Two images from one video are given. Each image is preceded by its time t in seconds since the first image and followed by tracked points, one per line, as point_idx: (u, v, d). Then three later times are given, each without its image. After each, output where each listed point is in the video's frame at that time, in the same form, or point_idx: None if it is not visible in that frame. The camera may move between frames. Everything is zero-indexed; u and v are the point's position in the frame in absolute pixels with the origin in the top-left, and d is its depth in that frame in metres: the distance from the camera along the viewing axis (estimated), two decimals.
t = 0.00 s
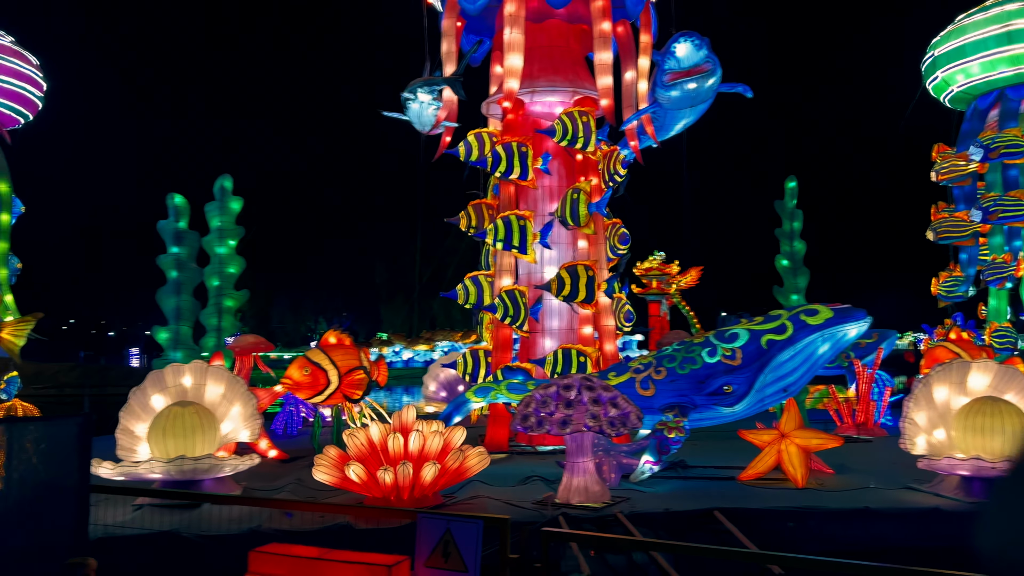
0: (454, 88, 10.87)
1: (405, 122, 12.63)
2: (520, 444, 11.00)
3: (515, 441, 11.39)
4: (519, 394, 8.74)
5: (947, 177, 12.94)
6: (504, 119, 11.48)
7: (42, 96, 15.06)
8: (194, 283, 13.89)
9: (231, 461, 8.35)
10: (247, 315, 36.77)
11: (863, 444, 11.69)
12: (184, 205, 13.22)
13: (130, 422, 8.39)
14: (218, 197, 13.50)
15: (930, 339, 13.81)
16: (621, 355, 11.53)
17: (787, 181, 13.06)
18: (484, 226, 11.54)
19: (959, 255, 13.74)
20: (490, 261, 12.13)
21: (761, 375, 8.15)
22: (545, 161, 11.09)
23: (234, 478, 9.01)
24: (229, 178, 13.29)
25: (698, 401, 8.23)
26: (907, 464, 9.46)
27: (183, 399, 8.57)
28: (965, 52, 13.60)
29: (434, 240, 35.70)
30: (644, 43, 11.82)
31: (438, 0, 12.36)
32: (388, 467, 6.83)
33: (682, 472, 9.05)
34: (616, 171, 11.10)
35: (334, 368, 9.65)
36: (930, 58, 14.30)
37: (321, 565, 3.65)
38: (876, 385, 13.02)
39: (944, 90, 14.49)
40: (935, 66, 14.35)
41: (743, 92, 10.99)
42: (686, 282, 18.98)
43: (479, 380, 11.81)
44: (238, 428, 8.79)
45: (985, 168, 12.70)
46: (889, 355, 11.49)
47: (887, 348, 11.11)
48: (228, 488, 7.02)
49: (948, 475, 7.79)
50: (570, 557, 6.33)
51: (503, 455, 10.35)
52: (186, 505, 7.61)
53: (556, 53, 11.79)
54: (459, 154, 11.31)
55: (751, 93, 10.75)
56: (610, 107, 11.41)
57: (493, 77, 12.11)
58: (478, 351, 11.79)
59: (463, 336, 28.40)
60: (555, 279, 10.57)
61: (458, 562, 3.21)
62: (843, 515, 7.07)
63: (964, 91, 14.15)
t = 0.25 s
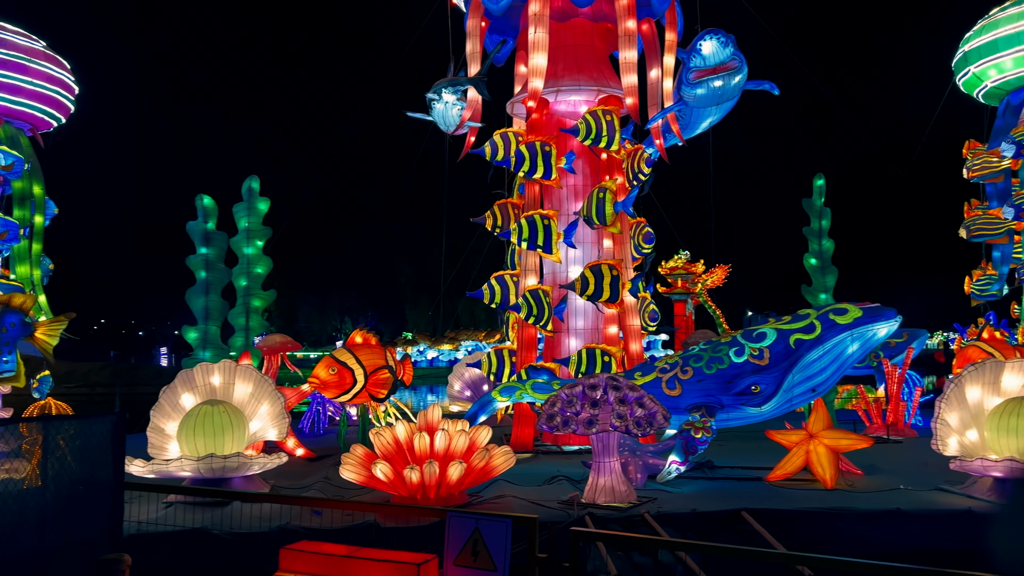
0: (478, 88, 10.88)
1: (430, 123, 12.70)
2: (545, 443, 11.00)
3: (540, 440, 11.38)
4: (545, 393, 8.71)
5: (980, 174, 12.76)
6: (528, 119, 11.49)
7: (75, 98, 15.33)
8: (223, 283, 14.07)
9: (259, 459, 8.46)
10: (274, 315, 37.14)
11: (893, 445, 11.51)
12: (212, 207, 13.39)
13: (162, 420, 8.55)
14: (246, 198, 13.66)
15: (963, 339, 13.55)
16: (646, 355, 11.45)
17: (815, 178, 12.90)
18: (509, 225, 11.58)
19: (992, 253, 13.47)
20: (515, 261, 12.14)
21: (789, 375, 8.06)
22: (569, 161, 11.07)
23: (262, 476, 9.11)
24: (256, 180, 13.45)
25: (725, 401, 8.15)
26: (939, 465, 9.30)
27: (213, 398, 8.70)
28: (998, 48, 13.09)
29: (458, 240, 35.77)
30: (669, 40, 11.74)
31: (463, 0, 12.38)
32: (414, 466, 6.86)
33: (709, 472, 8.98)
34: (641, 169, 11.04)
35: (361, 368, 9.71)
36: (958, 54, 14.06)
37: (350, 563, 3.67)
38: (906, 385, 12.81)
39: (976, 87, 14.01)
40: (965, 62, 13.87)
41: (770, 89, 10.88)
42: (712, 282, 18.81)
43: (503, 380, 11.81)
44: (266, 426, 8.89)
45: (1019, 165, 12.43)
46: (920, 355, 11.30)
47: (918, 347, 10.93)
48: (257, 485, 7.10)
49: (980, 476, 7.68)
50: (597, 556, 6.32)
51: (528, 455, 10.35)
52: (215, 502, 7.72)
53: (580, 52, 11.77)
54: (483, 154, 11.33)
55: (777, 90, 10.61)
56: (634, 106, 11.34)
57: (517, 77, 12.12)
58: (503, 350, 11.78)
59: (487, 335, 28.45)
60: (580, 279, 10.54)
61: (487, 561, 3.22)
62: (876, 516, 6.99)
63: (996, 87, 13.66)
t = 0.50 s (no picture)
0: (503, 88, 10.90)
1: (456, 123, 12.75)
2: (571, 443, 10.98)
3: (566, 440, 11.36)
4: (571, 393, 8.65)
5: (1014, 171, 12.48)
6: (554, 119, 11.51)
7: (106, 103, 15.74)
8: (252, 283, 14.24)
9: (288, 458, 8.57)
10: (302, 315, 37.48)
11: (925, 446, 11.31)
12: (241, 208, 13.57)
13: (192, 418, 8.67)
14: (275, 199, 13.82)
15: (998, 339, 13.26)
16: (673, 354, 11.40)
17: (845, 176, 12.72)
18: (534, 226, 11.58)
19: None
20: (540, 261, 12.14)
21: (819, 375, 7.96)
22: (595, 160, 11.04)
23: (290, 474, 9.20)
24: (284, 181, 13.60)
25: (753, 401, 8.06)
26: (973, 467, 9.12)
27: (242, 396, 8.81)
28: None
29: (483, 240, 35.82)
30: (696, 38, 11.64)
31: (488, 1, 12.40)
32: (441, 465, 6.90)
33: (736, 473, 8.90)
34: (667, 168, 11.03)
35: (388, 367, 9.78)
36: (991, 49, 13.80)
37: (379, 562, 3.70)
38: (938, 385, 12.58)
39: (1009, 82, 13.69)
40: (999, 57, 13.56)
41: (798, 86, 10.74)
42: (739, 281, 18.62)
43: (529, 379, 11.80)
44: (295, 425, 8.99)
45: None
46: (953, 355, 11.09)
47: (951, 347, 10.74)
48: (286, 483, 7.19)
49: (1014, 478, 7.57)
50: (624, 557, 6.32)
51: (554, 455, 10.34)
52: (245, 500, 7.83)
53: (606, 51, 11.72)
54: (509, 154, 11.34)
55: (806, 87, 10.47)
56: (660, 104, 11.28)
57: (542, 76, 12.12)
58: (528, 350, 11.77)
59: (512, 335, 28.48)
60: (606, 278, 10.50)
61: (515, 560, 3.23)
62: (907, 519, 6.89)
63: None
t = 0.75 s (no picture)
0: (521, 88, 10.93)
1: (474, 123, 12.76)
2: (590, 443, 10.96)
3: (584, 440, 11.34)
4: (589, 392, 8.62)
5: None
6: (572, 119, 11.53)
7: (128, 106, 15.81)
8: (271, 283, 14.36)
9: (308, 456, 8.61)
10: (321, 314, 37.68)
11: (949, 447, 11.16)
12: (261, 209, 13.67)
13: (213, 417, 8.73)
14: (294, 200, 13.93)
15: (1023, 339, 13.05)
16: (692, 355, 11.44)
17: (866, 174, 12.59)
18: (551, 225, 11.69)
19: None
20: (558, 260, 12.13)
21: (839, 375, 7.88)
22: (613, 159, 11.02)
23: (310, 473, 9.29)
24: (304, 182, 13.70)
25: (773, 401, 8.00)
26: (997, 468, 8.99)
27: (263, 396, 8.89)
28: None
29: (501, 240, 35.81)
30: (715, 36, 11.58)
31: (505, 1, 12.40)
32: (459, 465, 6.93)
33: (756, 474, 8.83)
34: (686, 167, 10.94)
35: (406, 366, 9.83)
36: (1015, 45, 13.60)
37: (398, 561, 3.73)
38: (962, 385, 12.41)
39: None
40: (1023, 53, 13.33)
41: (819, 85, 10.64)
42: (759, 280, 18.47)
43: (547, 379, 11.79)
44: (315, 424, 9.13)
45: None
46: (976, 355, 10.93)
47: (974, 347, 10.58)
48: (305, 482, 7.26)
49: None
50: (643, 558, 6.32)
51: (572, 455, 10.32)
52: (266, 498, 7.92)
53: (624, 50, 11.68)
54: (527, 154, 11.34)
55: (826, 84, 10.37)
56: (679, 103, 11.24)
57: (560, 76, 12.11)
58: (546, 350, 11.75)
59: (530, 335, 28.46)
60: (624, 278, 10.48)
61: (534, 559, 3.23)
62: (930, 521, 6.81)
63: None
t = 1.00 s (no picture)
0: (534, 87, 10.97)
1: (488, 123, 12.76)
2: (604, 443, 10.95)
3: (598, 439, 11.33)
4: (603, 392, 8.60)
5: None
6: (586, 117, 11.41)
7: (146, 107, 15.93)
8: (287, 283, 14.44)
9: (324, 455, 8.67)
10: (335, 314, 37.83)
11: (967, 447, 11.06)
12: (277, 209, 13.77)
13: (229, 416, 8.80)
14: (309, 200, 14.01)
15: None
16: (707, 354, 11.34)
17: (883, 173, 12.47)
18: (565, 225, 11.67)
19: None
20: (572, 260, 12.12)
21: (856, 375, 7.82)
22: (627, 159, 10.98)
23: (325, 472, 9.35)
24: (318, 182, 13.78)
25: (789, 401, 7.95)
26: (1016, 469, 8.90)
27: (278, 395, 8.96)
28: None
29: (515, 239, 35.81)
30: (729, 34, 11.52)
31: (520, 0, 12.41)
32: (474, 464, 6.95)
33: (772, 474, 8.78)
34: (701, 166, 10.88)
35: (421, 366, 9.86)
36: None
37: (413, 560, 3.74)
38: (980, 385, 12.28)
39: None
40: None
41: (834, 83, 10.57)
42: (774, 279, 18.35)
43: (561, 379, 11.78)
44: (329, 423, 9.18)
45: None
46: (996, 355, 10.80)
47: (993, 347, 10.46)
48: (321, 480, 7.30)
49: None
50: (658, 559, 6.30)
51: (586, 454, 10.30)
52: (281, 496, 7.97)
53: (638, 49, 11.64)
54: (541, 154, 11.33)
55: (842, 82, 10.29)
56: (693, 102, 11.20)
57: (574, 75, 12.09)
58: (560, 349, 11.75)
59: (544, 334, 28.44)
60: (638, 277, 10.44)
61: (549, 559, 3.23)
62: (949, 522, 6.75)
63: None
